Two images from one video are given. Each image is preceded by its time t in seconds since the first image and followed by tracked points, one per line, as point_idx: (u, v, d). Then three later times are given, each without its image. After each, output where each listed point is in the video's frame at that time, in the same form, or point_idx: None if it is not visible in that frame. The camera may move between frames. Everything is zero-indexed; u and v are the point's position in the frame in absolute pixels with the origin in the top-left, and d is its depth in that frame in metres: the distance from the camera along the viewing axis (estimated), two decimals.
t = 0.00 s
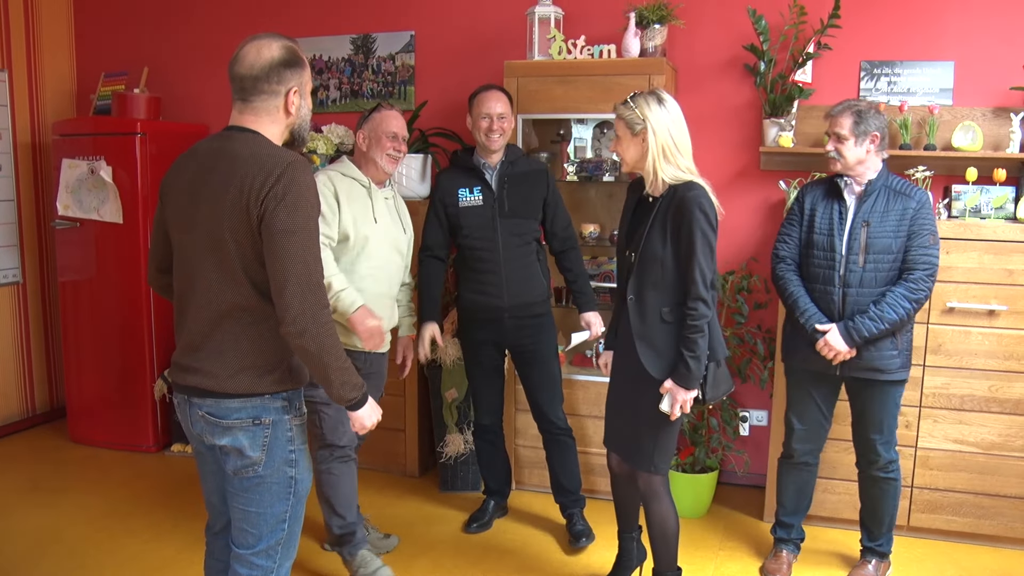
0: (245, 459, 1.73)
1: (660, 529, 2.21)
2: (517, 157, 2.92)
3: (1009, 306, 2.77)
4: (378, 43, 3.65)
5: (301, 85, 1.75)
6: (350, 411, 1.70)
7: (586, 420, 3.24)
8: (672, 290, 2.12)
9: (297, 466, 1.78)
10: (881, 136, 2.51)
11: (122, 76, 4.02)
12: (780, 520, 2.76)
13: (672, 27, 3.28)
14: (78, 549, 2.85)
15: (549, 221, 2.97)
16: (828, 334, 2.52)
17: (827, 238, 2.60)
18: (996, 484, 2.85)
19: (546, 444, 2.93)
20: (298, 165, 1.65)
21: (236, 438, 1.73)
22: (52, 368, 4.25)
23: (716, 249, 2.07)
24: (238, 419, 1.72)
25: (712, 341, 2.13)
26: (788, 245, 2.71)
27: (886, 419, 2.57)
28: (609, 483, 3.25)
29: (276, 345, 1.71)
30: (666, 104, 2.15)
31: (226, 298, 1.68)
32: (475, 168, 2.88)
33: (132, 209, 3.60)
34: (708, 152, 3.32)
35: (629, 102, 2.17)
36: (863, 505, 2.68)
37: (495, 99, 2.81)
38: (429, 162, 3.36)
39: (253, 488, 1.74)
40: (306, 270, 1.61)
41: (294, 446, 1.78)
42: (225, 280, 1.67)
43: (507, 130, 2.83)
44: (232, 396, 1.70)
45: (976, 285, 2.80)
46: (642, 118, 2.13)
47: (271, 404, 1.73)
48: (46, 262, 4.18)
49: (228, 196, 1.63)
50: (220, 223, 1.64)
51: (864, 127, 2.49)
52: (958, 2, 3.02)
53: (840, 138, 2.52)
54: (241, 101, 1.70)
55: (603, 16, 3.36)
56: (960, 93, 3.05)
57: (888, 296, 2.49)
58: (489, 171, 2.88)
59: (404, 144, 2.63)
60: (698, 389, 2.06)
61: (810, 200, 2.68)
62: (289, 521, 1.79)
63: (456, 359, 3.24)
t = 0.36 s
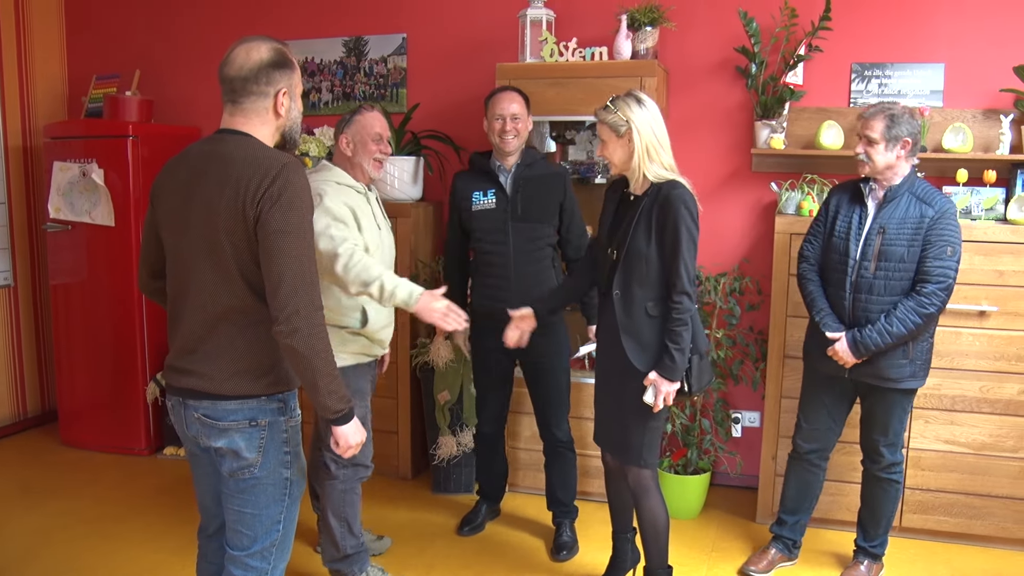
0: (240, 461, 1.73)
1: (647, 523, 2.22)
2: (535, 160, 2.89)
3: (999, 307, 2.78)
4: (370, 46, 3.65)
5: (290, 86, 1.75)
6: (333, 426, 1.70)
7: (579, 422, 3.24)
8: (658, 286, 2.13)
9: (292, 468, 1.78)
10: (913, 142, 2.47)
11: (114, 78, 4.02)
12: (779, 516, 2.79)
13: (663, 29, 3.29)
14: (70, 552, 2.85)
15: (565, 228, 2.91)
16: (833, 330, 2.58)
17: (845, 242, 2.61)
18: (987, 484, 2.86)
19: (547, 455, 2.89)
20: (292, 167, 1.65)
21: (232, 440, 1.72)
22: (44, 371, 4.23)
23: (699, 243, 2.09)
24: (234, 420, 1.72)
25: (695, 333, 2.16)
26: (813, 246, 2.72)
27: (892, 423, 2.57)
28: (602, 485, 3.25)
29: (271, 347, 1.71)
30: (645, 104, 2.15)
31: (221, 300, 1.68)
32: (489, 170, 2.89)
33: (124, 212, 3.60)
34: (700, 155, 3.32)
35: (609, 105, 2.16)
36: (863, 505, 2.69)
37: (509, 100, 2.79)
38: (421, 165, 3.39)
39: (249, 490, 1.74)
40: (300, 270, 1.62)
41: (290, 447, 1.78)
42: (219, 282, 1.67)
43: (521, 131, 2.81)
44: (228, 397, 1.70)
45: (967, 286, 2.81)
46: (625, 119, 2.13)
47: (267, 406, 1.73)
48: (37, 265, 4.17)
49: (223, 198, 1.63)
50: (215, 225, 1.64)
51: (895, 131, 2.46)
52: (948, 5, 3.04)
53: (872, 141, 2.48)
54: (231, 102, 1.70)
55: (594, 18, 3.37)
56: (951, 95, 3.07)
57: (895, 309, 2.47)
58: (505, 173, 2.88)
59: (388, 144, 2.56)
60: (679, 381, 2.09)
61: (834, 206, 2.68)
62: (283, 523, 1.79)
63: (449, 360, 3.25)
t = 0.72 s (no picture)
0: (233, 464, 1.72)
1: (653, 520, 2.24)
2: (560, 163, 2.83)
3: (992, 308, 2.79)
4: (364, 48, 3.65)
5: (275, 86, 1.74)
6: (334, 420, 1.70)
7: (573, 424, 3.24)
8: (657, 283, 2.14)
9: (285, 471, 1.77)
10: (932, 149, 2.49)
11: (107, 81, 4.01)
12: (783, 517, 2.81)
13: (657, 32, 3.29)
14: (63, 556, 2.84)
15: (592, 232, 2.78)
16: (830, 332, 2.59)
17: (849, 241, 2.63)
18: (981, 485, 2.87)
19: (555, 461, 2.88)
20: (281, 167, 1.64)
21: (225, 442, 1.71)
22: (37, 375, 4.22)
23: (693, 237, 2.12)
24: (227, 422, 1.71)
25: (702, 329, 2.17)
26: (819, 245, 2.73)
27: (887, 426, 2.57)
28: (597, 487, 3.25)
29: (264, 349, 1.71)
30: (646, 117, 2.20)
31: (213, 302, 1.67)
32: (513, 175, 2.86)
33: (118, 214, 3.59)
34: (695, 157, 3.33)
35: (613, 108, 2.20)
36: (857, 507, 2.69)
37: (528, 106, 2.77)
38: (415, 168, 3.40)
39: (241, 493, 1.73)
40: (290, 271, 1.61)
41: (283, 450, 1.77)
42: (211, 283, 1.66)
43: (537, 136, 2.77)
44: (221, 400, 1.70)
45: (961, 288, 2.81)
46: (626, 125, 2.17)
47: (260, 408, 1.73)
48: (30, 268, 4.16)
49: (213, 200, 1.63)
50: (205, 226, 1.64)
51: (918, 137, 2.46)
52: (940, 8, 3.05)
53: (892, 144, 2.48)
54: (217, 105, 1.72)
55: (588, 21, 3.37)
56: (944, 97, 3.07)
57: (892, 313, 2.47)
58: (529, 176, 2.85)
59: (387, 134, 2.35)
60: (695, 371, 2.10)
61: (842, 206, 2.69)
62: (277, 526, 1.78)
63: (443, 363, 3.25)
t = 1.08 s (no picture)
0: (228, 467, 1.72)
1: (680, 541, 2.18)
2: (577, 167, 2.83)
3: (987, 310, 2.80)
4: (360, 50, 3.65)
5: (268, 88, 1.74)
6: (322, 426, 1.71)
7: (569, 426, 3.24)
8: (673, 292, 2.13)
9: (281, 475, 1.77)
10: (930, 151, 2.48)
11: (102, 83, 4.01)
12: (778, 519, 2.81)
13: (652, 34, 3.30)
14: (57, 559, 2.83)
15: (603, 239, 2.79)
16: (832, 332, 2.56)
17: (848, 243, 2.62)
18: (976, 487, 2.87)
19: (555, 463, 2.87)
20: (270, 168, 1.64)
21: (220, 445, 1.71)
22: (32, 377, 4.21)
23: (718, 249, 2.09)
24: (222, 426, 1.71)
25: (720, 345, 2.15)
26: (815, 247, 2.73)
27: (884, 428, 2.57)
28: (593, 489, 3.25)
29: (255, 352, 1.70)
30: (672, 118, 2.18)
31: (205, 305, 1.67)
32: (529, 178, 2.86)
33: (113, 216, 3.58)
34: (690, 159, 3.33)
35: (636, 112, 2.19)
36: (853, 508, 2.70)
37: (544, 109, 2.74)
38: (409, 170, 3.41)
39: (236, 497, 1.73)
40: (278, 272, 1.60)
41: (279, 454, 1.76)
42: (202, 286, 1.66)
43: (551, 140, 2.75)
44: (216, 403, 1.69)
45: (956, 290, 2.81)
46: (650, 128, 2.16)
47: (255, 412, 1.72)
48: (25, 269, 4.15)
49: (202, 201, 1.63)
50: (195, 228, 1.64)
51: (915, 139, 2.46)
52: (935, 10, 3.05)
53: (888, 146, 2.48)
54: (212, 107, 1.74)
55: (583, 23, 3.38)
56: (939, 99, 3.08)
57: (901, 317, 2.46)
58: (545, 180, 2.84)
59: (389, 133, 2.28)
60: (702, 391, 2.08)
61: (840, 206, 2.69)
62: (272, 530, 1.78)
63: (439, 365, 3.24)
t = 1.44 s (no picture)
0: (220, 472, 1.72)
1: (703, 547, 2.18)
2: (578, 171, 2.82)
3: (983, 312, 2.80)
4: (356, 51, 3.65)
5: (270, 88, 1.74)
6: (314, 435, 1.68)
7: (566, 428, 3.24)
8: (689, 295, 2.12)
9: (274, 481, 1.76)
10: (918, 151, 2.48)
11: (98, 84, 4.00)
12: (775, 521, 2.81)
13: (649, 35, 3.30)
14: (53, 560, 2.82)
15: (599, 246, 2.82)
16: (856, 297, 2.48)
17: (847, 243, 2.62)
18: (972, 489, 2.87)
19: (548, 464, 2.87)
20: (263, 169, 1.63)
21: (213, 449, 1.71)
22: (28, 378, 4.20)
23: (736, 250, 2.06)
24: (214, 430, 1.71)
25: (744, 350, 2.10)
26: (813, 243, 2.71)
27: (881, 429, 2.57)
28: (589, 490, 3.24)
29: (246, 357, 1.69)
30: (691, 113, 2.17)
31: (198, 308, 1.67)
32: (529, 178, 2.82)
33: (110, 217, 3.58)
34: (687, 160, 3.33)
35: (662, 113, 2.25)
36: (849, 510, 2.70)
37: (540, 110, 2.72)
38: (406, 171, 3.40)
39: (228, 502, 1.72)
40: (268, 274, 1.59)
41: (272, 460, 1.76)
42: (196, 288, 1.66)
43: (546, 142, 2.73)
44: (208, 406, 1.69)
45: (952, 291, 2.81)
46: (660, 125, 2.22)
47: (248, 417, 1.72)
48: (21, 270, 4.14)
49: (197, 203, 1.63)
50: (190, 229, 1.64)
51: (899, 141, 2.45)
52: (931, 12, 3.06)
53: (877, 150, 2.48)
54: (213, 107, 1.74)
55: (579, 25, 3.38)
56: (935, 101, 3.08)
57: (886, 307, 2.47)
58: (543, 180, 2.82)
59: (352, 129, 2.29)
60: (728, 401, 2.04)
61: (835, 206, 2.69)
62: (265, 535, 1.77)
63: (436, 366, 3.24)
